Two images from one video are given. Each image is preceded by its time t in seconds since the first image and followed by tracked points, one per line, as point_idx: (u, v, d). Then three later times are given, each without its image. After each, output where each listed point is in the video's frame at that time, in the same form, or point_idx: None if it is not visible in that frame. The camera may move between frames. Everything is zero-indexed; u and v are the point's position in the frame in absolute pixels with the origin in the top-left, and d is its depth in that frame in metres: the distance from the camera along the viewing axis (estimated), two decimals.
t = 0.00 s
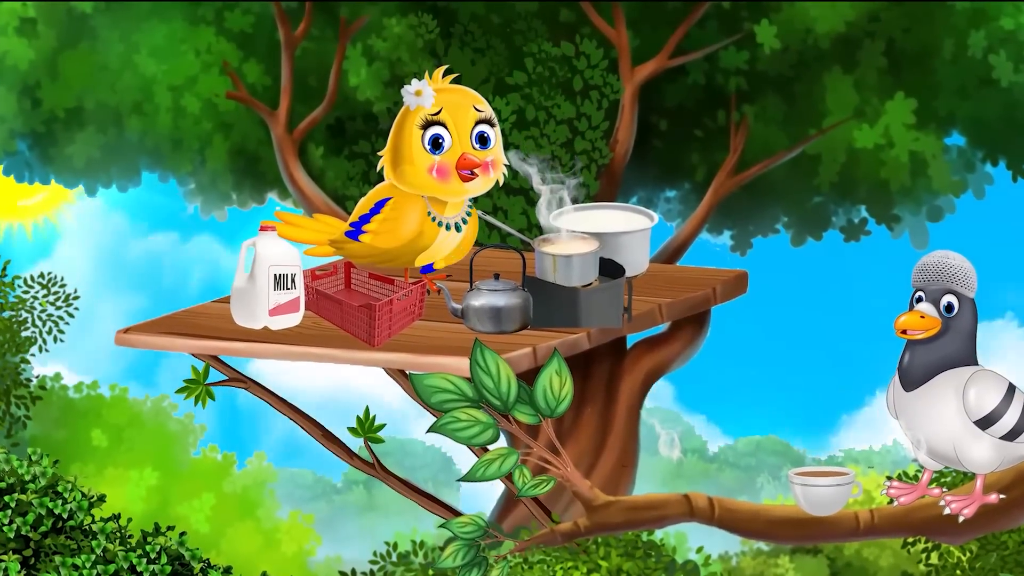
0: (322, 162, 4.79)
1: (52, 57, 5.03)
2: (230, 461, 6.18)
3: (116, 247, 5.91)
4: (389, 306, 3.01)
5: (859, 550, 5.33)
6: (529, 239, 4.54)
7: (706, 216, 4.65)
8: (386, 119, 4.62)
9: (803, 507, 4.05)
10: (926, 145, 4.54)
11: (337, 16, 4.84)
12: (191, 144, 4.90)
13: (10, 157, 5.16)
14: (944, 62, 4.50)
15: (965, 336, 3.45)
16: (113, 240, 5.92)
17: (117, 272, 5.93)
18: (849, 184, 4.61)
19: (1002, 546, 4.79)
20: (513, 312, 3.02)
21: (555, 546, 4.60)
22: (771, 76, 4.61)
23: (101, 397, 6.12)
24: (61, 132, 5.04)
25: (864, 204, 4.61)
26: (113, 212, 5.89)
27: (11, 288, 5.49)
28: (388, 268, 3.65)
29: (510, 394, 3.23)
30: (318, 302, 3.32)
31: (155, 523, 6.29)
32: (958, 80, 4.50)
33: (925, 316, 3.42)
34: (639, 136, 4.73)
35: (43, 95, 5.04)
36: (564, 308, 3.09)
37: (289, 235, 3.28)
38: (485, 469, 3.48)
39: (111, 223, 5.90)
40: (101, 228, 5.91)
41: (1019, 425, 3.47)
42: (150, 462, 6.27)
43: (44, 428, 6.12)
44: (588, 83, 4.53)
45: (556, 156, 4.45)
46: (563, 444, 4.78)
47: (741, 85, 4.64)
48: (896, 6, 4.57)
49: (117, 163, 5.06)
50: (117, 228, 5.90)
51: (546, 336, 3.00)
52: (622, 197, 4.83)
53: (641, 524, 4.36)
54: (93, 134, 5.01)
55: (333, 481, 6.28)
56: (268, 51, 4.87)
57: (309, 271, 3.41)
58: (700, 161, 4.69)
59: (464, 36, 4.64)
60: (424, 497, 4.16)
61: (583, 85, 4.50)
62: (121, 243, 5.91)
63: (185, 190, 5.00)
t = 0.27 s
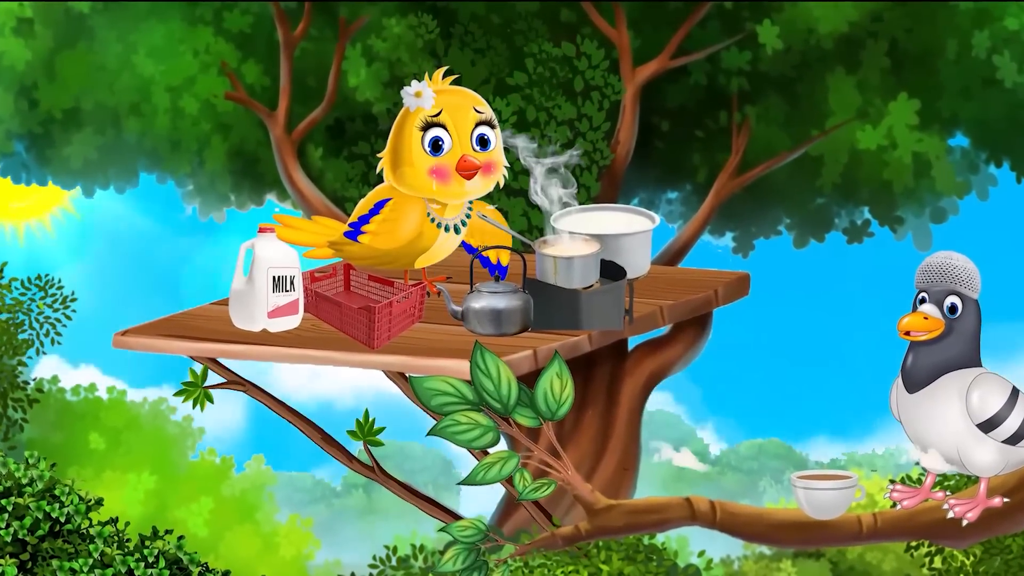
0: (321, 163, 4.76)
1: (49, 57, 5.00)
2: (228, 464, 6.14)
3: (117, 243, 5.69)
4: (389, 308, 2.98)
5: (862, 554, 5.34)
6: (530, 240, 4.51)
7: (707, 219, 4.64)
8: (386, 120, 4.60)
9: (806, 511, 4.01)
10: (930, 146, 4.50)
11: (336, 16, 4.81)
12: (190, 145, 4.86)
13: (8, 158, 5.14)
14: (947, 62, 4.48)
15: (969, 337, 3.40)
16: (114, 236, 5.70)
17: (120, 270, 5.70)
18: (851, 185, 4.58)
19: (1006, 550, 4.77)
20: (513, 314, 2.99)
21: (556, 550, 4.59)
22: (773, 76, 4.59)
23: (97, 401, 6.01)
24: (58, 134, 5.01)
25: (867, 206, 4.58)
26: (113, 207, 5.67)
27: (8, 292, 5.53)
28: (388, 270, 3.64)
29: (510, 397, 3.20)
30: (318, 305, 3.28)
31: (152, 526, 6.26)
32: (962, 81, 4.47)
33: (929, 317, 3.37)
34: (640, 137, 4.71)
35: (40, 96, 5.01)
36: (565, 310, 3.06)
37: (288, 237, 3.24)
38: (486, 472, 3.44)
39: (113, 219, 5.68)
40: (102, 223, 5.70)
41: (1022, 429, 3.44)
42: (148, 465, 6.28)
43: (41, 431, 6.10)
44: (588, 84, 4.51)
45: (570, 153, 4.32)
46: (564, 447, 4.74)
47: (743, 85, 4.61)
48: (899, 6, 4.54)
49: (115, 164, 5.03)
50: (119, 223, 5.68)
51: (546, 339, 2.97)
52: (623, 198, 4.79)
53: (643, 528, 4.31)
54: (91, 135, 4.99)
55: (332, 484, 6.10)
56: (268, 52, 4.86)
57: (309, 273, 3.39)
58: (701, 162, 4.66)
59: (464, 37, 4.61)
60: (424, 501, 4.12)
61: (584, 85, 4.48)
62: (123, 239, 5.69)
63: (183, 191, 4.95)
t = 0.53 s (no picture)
0: (320, 164, 4.74)
1: (46, 58, 4.98)
2: (226, 468, 6.13)
3: (115, 247, 5.65)
4: (389, 310, 2.95)
5: (865, 558, 5.25)
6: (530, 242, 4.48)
7: (709, 221, 4.59)
8: (386, 120, 4.56)
9: (807, 514, 3.99)
10: (933, 147, 4.48)
11: (336, 16, 4.78)
12: (188, 147, 4.85)
13: (4, 159, 5.12)
14: (951, 63, 4.45)
15: (972, 340, 3.37)
16: (112, 241, 5.67)
17: (118, 274, 5.65)
18: (854, 187, 4.54)
19: (1011, 554, 4.73)
20: (514, 317, 2.96)
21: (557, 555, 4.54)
22: (776, 77, 4.56)
23: (96, 403, 6.04)
24: (56, 135, 4.96)
25: (870, 207, 4.55)
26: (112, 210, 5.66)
27: (4, 293, 5.44)
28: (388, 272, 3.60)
29: (511, 400, 3.16)
30: (317, 307, 3.25)
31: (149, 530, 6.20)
32: (965, 81, 4.44)
33: (932, 320, 3.34)
34: (641, 137, 4.66)
35: (37, 97, 4.97)
36: (566, 313, 3.03)
37: (287, 237, 3.22)
38: (486, 475, 3.41)
39: (111, 222, 5.67)
40: (102, 226, 5.68)
41: None
42: (146, 468, 6.23)
43: (38, 434, 6.09)
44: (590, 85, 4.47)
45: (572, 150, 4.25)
46: (564, 450, 4.69)
47: (745, 86, 4.57)
48: (901, 6, 4.51)
49: (112, 165, 5.02)
50: (117, 227, 5.66)
51: (547, 341, 2.94)
52: (624, 200, 4.76)
53: (644, 531, 4.28)
54: (88, 136, 4.96)
55: (332, 488, 6.09)
56: (266, 52, 4.83)
57: (308, 275, 3.36)
58: (704, 163, 4.63)
59: (464, 37, 4.58)
60: (423, 504, 4.08)
61: (586, 86, 4.44)
62: (120, 244, 5.66)
63: (181, 192, 4.97)
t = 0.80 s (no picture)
0: (319, 165, 4.71)
1: (44, 59, 4.95)
2: (225, 471, 6.10)
3: (106, 253, 5.62)
4: (389, 313, 2.92)
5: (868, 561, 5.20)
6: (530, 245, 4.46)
7: (711, 222, 4.55)
8: (386, 121, 4.53)
9: (810, 518, 3.95)
10: (937, 148, 4.44)
11: (335, 17, 4.75)
12: (186, 148, 4.82)
13: (3, 159, 5.12)
14: (955, 63, 4.42)
15: (976, 344, 3.33)
16: (104, 246, 5.64)
17: (107, 280, 5.61)
18: (857, 189, 4.51)
19: (1015, 558, 4.69)
20: (515, 319, 2.93)
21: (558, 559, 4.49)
22: (778, 78, 4.53)
23: (93, 406, 6.02)
24: (53, 136, 4.94)
25: (873, 209, 4.51)
26: (106, 216, 5.64)
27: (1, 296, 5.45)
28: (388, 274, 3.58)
29: (511, 402, 3.12)
30: (315, 309, 3.21)
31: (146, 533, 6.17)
32: (970, 82, 4.41)
33: (935, 323, 3.29)
34: (642, 139, 4.64)
35: (35, 97, 4.95)
36: (567, 315, 2.99)
37: (285, 238, 3.22)
38: (487, 479, 3.37)
39: (104, 228, 5.64)
40: (96, 231, 5.66)
41: None
42: (144, 472, 6.20)
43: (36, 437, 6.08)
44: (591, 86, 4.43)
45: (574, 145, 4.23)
46: (565, 453, 4.66)
47: (747, 87, 4.54)
48: (905, 7, 4.48)
49: (110, 167, 4.97)
50: (108, 233, 5.63)
51: (548, 344, 2.91)
52: (625, 201, 4.73)
53: (645, 535, 4.22)
54: (86, 137, 4.92)
55: (332, 491, 6.07)
56: (264, 52, 4.79)
57: (306, 277, 3.32)
58: (705, 165, 4.59)
59: (465, 37, 4.54)
60: (422, 508, 4.04)
61: (586, 87, 4.41)
62: (113, 249, 5.63)
63: (179, 194, 4.94)
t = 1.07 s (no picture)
0: (319, 167, 4.68)
1: (41, 59, 4.92)
2: (223, 475, 6.07)
3: (95, 258, 5.59)
4: (389, 315, 2.89)
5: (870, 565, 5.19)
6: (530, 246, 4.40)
7: (713, 223, 4.53)
8: (386, 122, 4.50)
9: (812, 521, 3.90)
10: (940, 150, 4.42)
11: (334, 17, 4.72)
12: (184, 149, 4.79)
13: None
14: (958, 63, 4.40)
15: (980, 346, 3.29)
16: (93, 251, 5.61)
17: (95, 286, 5.58)
18: (860, 190, 4.48)
19: (1019, 562, 4.66)
20: (516, 321, 2.90)
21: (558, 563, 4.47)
22: (780, 79, 4.50)
23: (91, 409, 5.91)
24: (50, 137, 4.93)
25: (876, 210, 4.48)
26: (96, 220, 5.59)
27: None
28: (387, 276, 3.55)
29: (512, 405, 3.09)
30: (314, 310, 3.18)
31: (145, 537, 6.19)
32: (973, 83, 4.40)
33: (939, 325, 3.25)
34: (644, 140, 4.60)
35: (32, 98, 4.92)
36: (568, 317, 2.96)
37: (283, 241, 3.16)
38: (487, 482, 3.34)
39: (92, 231, 5.60)
40: (87, 238, 5.61)
41: None
42: (141, 476, 6.21)
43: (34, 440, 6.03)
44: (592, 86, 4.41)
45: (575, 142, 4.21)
46: (567, 456, 4.61)
47: (749, 87, 4.52)
48: (908, 7, 4.45)
49: (107, 167, 4.96)
50: (96, 236, 5.60)
51: (549, 346, 2.88)
52: (627, 202, 4.69)
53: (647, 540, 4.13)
54: (83, 138, 4.90)
55: (331, 496, 5.95)
56: (263, 52, 4.75)
57: (305, 279, 3.29)
58: (707, 166, 4.56)
59: (465, 38, 4.51)
60: (422, 511, 4.00)
61: (587, 87, 4.38)
62: (101, 254, 5.60)
63: (178, 195, 4.92)
